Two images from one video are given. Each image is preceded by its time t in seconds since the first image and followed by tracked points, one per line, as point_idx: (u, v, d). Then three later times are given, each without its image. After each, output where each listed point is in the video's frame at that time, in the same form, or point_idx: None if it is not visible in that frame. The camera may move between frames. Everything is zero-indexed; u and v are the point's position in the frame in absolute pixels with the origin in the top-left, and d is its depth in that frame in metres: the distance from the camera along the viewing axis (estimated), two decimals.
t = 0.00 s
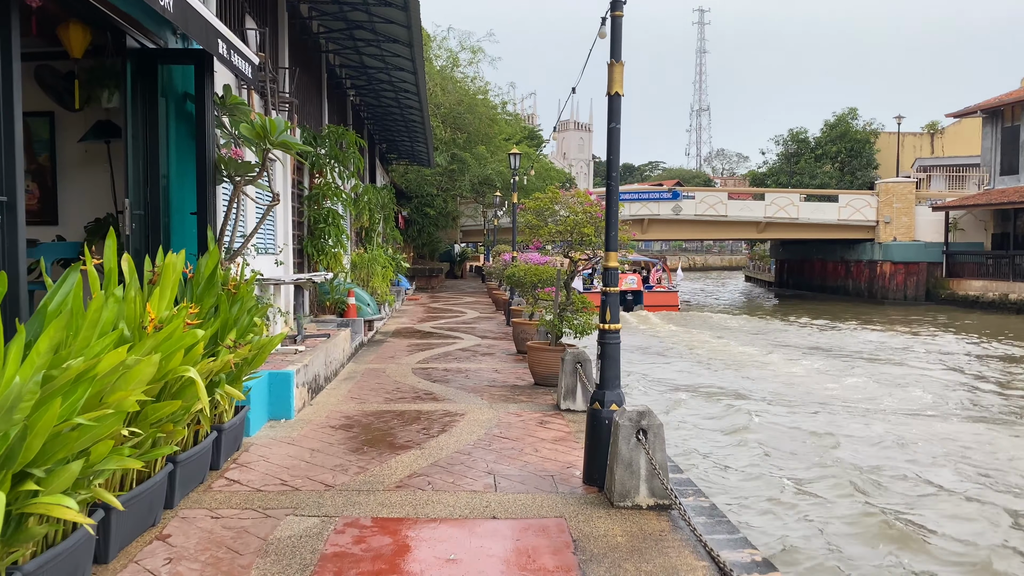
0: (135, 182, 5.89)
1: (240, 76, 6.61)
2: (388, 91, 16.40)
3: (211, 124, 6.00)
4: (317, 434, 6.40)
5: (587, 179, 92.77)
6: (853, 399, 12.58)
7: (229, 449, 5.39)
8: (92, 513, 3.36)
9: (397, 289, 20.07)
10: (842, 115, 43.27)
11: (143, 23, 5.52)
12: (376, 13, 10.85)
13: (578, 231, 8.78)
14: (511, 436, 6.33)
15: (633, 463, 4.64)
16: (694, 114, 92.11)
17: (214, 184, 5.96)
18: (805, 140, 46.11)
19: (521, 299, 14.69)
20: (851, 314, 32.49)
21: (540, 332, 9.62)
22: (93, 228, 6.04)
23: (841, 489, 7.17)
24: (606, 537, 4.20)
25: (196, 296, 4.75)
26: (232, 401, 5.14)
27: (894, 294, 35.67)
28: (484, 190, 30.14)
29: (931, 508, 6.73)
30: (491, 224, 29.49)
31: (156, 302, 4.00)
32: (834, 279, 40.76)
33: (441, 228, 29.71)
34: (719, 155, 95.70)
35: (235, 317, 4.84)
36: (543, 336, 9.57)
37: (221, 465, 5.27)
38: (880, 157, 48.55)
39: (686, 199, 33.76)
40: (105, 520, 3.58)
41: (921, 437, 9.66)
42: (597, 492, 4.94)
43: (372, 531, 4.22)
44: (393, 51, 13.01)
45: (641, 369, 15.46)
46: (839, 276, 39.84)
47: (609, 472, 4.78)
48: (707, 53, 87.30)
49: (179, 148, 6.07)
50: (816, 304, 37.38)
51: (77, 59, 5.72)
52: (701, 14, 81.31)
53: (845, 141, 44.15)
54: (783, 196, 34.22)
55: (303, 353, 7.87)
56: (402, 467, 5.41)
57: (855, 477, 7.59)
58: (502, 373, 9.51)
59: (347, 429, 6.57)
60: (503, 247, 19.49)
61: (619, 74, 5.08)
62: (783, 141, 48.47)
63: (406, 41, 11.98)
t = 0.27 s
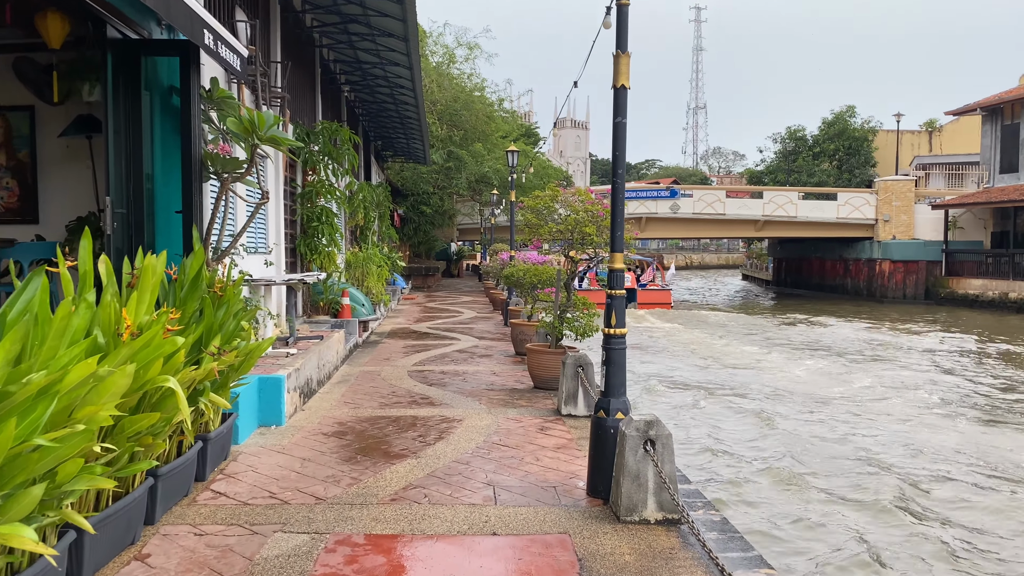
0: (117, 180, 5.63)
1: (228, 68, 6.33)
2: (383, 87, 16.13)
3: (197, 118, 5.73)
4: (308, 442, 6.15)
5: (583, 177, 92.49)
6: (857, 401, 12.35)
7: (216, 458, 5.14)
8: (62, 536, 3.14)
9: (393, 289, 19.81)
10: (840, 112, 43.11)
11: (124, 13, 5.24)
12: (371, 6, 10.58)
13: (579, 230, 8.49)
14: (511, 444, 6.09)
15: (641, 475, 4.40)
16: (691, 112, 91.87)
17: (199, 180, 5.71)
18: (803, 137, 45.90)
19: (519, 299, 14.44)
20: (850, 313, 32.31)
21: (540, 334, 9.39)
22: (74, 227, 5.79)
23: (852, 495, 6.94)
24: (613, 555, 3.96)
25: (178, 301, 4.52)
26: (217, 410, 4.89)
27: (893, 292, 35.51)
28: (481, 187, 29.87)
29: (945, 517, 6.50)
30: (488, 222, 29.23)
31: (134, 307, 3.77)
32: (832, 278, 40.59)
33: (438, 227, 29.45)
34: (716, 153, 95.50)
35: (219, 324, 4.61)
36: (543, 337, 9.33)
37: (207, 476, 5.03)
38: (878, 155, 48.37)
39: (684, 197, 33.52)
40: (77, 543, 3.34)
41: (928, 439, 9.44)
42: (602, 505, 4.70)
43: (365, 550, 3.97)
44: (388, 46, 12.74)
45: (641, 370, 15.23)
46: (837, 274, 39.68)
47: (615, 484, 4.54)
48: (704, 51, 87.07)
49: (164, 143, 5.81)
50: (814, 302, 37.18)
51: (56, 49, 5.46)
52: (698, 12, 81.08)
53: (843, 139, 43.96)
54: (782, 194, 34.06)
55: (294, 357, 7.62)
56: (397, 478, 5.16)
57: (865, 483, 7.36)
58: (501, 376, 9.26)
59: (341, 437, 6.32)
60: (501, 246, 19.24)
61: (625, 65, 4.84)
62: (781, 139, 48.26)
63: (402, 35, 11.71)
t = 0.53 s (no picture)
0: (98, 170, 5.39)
1: (215, 54, 6.07)
2: (380, 81, 15.86)
3: (181, 106, 5.47)
4: (298, 445, 5.90)
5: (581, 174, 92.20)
6: (862, 400, 12.13)
7: (200, 463, 4.89)
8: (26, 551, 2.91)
9: (389, 286, 19.55)
10: (840, 109, 42.87)
11: None
12: None
13: (580, 224, 8.24)
14: (510, 446, 5.85)
15: (648, 482, 4.17)
16: (690, 109, 91.59)
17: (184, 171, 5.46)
18: (802, 134, 45.65)
19: (518, 296, 14.20)
20: (851, 310, 32.10)
21: (539, 332, 9.14)
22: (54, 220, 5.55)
23: (863, 499, 6.70)
24: (619, 568, 3.73)
25: (159, 298, 4.27)
26: (201, 413, 4.65)
27: (893, 290, 35.33)
28: (479, 184, 29.60)
29: (960, 521, 6.28)
30: (486, 219, 28.97)
31: (108, 305, 3.53)
32: (832, 275, 40.40)
33: (435, 223, 29.20)
34: (714, 151, 95.25)
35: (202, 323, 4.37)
36: (542, 335, 9.10)
37: (190, 482, 4.78)
38: (878, 152, 48.14)
39: (683, 194, 33.27)
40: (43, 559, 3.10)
41: (938, 439, 9.21)
42: (607, 513, 4.46)
43: (356, 562, 3.73)
44: (384, 38, 12.47)
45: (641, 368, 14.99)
46: (837, 271, 39.50)
47: (621, 491, 4.30)
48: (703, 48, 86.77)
49: (148, 131, 5.56)
50: (814, 300, 36.98)
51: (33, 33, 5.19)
52: (696, 9, 80.78)
53: (843, 136, 43.73)
54: (782, 191, 33.84)
55: (286, 356, 7.38)
56: (391, 483, 4.91)
57: (876, 486, 7.12)
58: (499, 375, 9.02)
59: (333, 438, 6.08)
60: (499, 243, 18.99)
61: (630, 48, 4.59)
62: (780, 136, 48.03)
63: (398, 26, 11.45)
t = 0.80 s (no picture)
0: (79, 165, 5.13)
1: (203, 42, 5.79)
2: (377, 76, 15.58)
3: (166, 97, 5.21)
4: (290, 452, 5.65)
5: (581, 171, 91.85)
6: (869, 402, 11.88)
7: (186, 476, 4.64)
8: None
9: (387, 284, 19.27)
10: (842, 106, 42.58)
11: None
12: None
13: (582, 222, 7.98)
14: (512, 453, 5.61)
15: (659, 496, 3.93)
16: (688, 107, 91.22)
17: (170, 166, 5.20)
18: (803, 131, 45.36)
19: (518, 295, 13.94)
20: (853, 309, 31.85)
21: (540, 332, 8.91)
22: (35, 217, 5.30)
23: (877, 508, 6.45)
24: None
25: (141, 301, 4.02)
26: (186, 421, 4.40)
27: (895, 288, 35.13)
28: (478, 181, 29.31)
29: (980, 530, 6.05)
30: (485, 216, 28.69)
31: (81, 309, 3.27)
32: (833, 273, 40.17)
33: (434, 220, 28.91)
34: (713, 148, 94.91)
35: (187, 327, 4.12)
36: (544, 336, 8.85)
37: (174, 495, 4.52)
38: (879, 149, 47.85)
39: (683, 192, 33.00)
40: None
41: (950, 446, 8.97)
42: (615, 527, 4.23)
43: None
44: (382, 31, 12.19)
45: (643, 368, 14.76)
46: (839, 269, 39.28)
47: (630, 507, 4.07)
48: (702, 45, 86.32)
49: (133, 124, 5.30)
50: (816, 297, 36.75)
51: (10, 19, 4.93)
52: (696, 6, 80.30)
53: (844, 133, 43.44)
54: (783, 188, 33.57)
55: (279, 358, 7.12)
56: (386, 494, 4.66)
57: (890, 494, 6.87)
58: (500, 377, 8.77)
59: (327, 445, 5.83)
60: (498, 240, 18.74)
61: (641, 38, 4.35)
62: (780, 133, 47.72)
63: (396, 19, 11.18)
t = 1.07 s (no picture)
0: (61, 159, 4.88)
1: (192, 32, 5.54)
2: (375, 72, 15.31)
3: (153, 88, 4.96)
4: (284, 459, 5.40)
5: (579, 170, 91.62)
6: (877, 403, 11.65)
7: (174, 486, 4.41)
8: None
9: (386, 283, 19.03)
10: (841, 104, 42.38)
11: None
12: None
13: (587, 219, 7.74)
14: (517, 460, 5.38)
15: (675, 509, 3.71)
16: (687, 106, 91.03)
17: (158, 159, 4.97)
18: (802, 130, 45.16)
19: (519, 294, 13.70)
20: (853, 308, 31.67)
21: (542, 332, 8.69)
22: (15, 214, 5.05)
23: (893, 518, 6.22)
24: None
25: (124, 303, 3.79)
26: (173, 429, 4.17)
27: (896, 287, 34.97)
28: (477, 179, 29.06)
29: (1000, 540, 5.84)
30: (484, 215, 28.45)
31: (57, 311, 3.04)
32: (833, 272, 40.01)
33: (433, 219, 28.68)
34: (710, 147, 94.74)
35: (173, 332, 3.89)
36: (547, 337, 8.62)
37: (161, 507, 4.29)
38: (879, 147, 47.65)
39: (683, 190, 32.76)
40: None
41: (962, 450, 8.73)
42: (627, 540, 4.00)
43: None
44: (380, 26, 11.93)
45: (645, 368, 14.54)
46: (839, 268, 39.12)
47: (644, 519, 3.84)
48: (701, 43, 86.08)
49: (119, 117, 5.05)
50: (816, 296, 36.57)
51: None
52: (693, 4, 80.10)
53: (844, 131, 43.25)
54: (783, 186, 33.33)
55: (273, 360, 6.89)
56: (385, 505, 4.43)
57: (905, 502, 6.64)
58: (501, 379, 8.54)
59: (323, 452, 5.59)
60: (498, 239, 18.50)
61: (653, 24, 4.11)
62: (780, 131, 47.52)
63: (394, 13, 10.92)
